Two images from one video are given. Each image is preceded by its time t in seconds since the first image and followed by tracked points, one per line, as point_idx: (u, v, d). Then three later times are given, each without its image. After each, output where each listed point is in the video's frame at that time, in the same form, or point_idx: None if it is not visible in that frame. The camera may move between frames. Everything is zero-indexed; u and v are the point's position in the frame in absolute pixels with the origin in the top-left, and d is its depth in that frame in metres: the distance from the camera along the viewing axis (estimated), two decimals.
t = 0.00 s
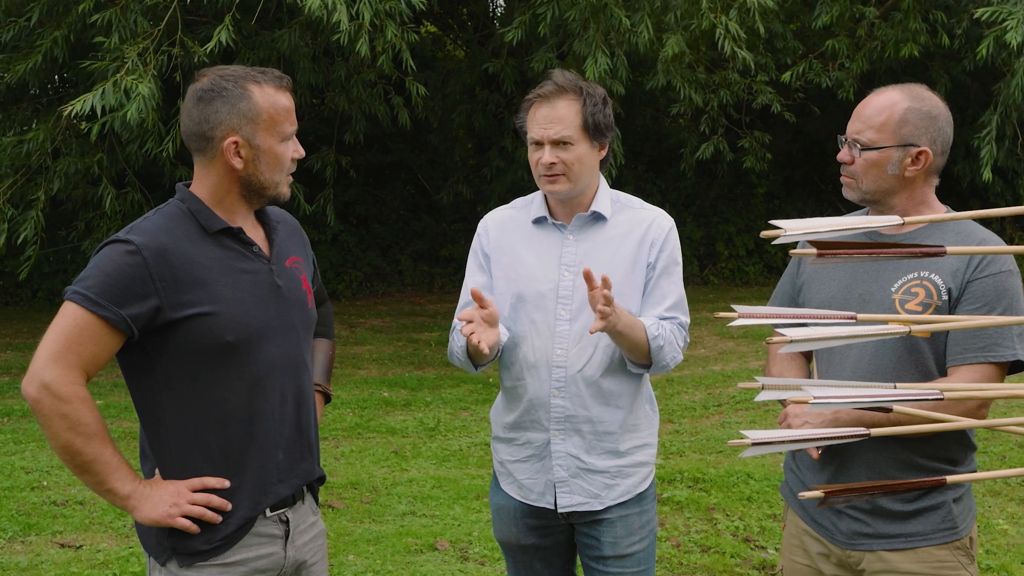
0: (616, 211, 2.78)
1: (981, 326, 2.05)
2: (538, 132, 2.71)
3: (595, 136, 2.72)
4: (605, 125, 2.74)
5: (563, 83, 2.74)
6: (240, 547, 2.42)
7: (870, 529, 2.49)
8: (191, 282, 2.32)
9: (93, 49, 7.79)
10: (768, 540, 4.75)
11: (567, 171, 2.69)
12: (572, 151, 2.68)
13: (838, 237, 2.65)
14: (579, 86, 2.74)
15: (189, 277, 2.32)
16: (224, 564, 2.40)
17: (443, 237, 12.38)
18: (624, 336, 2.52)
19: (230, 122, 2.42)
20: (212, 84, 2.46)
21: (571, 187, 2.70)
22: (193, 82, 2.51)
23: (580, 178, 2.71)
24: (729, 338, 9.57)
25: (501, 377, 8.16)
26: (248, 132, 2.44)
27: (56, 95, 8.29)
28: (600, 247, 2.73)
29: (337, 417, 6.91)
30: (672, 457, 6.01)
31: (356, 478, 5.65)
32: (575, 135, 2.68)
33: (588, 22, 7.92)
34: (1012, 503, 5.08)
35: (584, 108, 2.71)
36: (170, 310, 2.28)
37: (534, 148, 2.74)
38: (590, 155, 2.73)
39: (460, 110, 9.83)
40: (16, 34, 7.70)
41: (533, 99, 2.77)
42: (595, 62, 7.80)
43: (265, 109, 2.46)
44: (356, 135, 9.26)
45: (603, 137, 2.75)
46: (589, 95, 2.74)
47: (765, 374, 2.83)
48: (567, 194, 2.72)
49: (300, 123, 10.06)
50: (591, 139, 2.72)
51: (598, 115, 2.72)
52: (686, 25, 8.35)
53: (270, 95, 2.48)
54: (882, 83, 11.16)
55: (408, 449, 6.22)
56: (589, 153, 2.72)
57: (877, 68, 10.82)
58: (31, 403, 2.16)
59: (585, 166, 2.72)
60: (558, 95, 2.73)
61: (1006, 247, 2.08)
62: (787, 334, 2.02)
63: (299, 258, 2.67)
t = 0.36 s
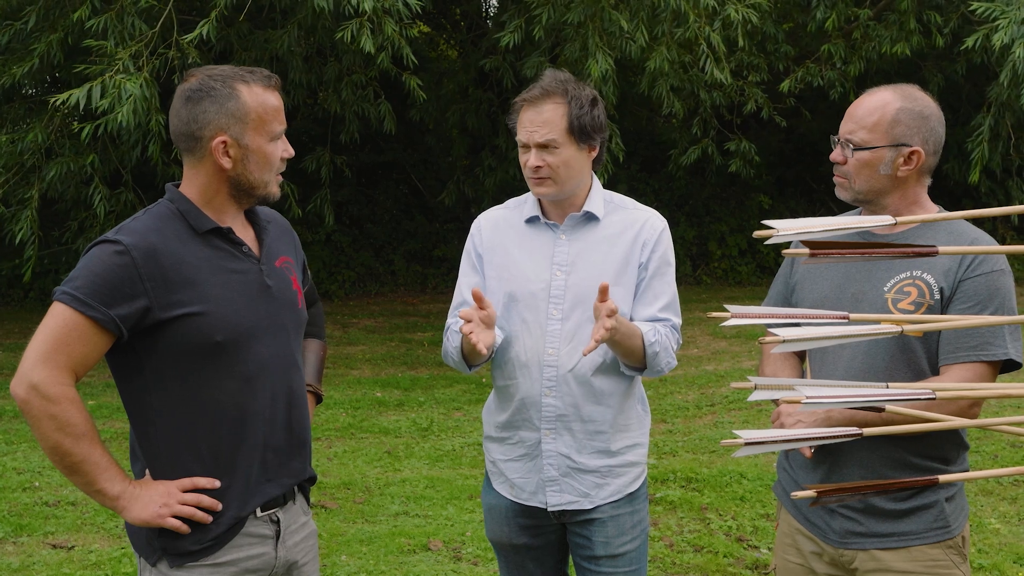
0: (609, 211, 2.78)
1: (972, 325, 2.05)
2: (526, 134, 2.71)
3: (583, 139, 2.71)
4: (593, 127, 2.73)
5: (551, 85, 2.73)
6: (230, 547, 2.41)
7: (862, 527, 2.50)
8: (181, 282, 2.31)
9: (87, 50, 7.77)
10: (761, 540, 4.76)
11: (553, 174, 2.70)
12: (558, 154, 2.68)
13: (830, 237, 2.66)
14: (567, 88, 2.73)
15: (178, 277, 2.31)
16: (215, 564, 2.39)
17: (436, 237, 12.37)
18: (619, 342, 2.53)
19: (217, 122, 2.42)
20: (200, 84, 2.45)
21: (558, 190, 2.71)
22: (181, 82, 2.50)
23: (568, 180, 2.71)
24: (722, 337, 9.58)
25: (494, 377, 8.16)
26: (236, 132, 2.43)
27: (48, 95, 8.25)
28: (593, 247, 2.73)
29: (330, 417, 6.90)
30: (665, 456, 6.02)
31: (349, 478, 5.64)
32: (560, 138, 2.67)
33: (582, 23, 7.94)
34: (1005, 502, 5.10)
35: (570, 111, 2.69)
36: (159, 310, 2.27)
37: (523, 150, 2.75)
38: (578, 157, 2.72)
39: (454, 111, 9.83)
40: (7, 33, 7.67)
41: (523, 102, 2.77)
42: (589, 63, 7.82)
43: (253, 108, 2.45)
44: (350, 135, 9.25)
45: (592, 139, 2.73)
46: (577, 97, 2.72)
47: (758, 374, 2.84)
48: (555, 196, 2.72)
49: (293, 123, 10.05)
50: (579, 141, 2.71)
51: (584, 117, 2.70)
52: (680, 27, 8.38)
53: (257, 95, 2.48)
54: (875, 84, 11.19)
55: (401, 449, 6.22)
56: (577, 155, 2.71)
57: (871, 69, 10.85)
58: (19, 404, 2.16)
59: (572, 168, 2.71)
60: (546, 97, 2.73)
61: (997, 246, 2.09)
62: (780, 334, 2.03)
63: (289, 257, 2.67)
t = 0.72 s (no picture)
0: (604, 212, 2.78)
1: (965, 325, 2.06)
2: (521, 133, 2.71)
3: (578, 138, 2.71)
4: (589, 127, 2.72)
5: (547, 85, 2.73)
6: (222, 546, 2.40)
7: (857, 526, 2.51)
8: (171, 282, 2.30)
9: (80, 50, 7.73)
10: (754, 539, 4.77)
11: (549, 173, 2.70)
12: (553, 153, 2.68)
13: (826, 237, 2.66)
14: (563, 88, 2.73)
15: (169, 277, 2.30)
16: (206, 564, 2.38)
17: (430, 237, 12.35)
18: (611, 343, 2.52)
19: (208, 122, 2.41)
20: (190, 83, 2.44)
21: (554, 189, 2.71)
22: (171, 82, 2.49)
23: (563, 180, 2.71)
24: (716, 338, 9.59)
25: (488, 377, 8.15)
26: (227, 132, 2.42)
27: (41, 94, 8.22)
28: (587, 247, 2.73)
29: (323, 417, 6.89)
30: (658, 456, 6.02)
31: (343, 478, 5.64)
32: (556, 137, 2.67)
33: (576, 24, 7.95)
34: (997, 502, 5.12)
35: (567, 110, 2.69)
36: (149, 310, 2.26)
37: (518, 149, 2.75)
38: (574, 156, 2.72)
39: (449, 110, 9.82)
40: None
41: (518, 101, 2.77)
42: (584, 64, 7.83)
43: (243, 108, 2.44)
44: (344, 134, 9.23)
45: (587, 139, 2.73)
46: (573, 97, 2.72)
47: (754, 373, 2.84)
48: (550, 196, 2.72)
49: (287, 123, 10.03)
50: (574, 141, 2.70)
51: (580, 117, 2.70)
52: (672, 28, 8.40)
53: (248, 94, 2.47)
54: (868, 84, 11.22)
55: (394, 449, 6.21)
56: (572, 154, 2.71)
57: (864, 69, 10.89)
58: (9, 404, 2.15)
59: (568, 167, 2.71)
60: (542, 97, 2.72)
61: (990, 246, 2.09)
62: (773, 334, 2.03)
63: (281, 257, 2.66)
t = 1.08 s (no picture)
0: (598, 212, 2.78)
1: (959, 325, 2.07)
2: (517, 135, 2.70)
3: (573, 139, 2.70)
4: (584, 127, 2.72)
5: (543, 85, 2.73)
6: (214, 547, 2.40)
7: (853, 525, 2.51)
8: (164, 282, 2.29)
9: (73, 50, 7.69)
10: (748, 539, 4.77)
11: (545, 173, 2.69)
12: (549, 153, 2.68)
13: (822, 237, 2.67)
14: (558, 88, 2.73)
15: (161, 278, 2.29)
16: (199, 565, 2.37)
17: (423, 237, 12.34)
18: (604, 342, 2.52)
19: (200, 122, 2.40)
20: (183, 84, 2.44)
21: (550, 190, 2.71)
22: (163, 82, 2.48)
23: (559, 180, 2.71)
24: (709, 338, 9.61)
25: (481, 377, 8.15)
26: (219, 132, 2.41)
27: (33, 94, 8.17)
28: (582, 247, 2.73)
29: (317, 417, 6.88)
30: (652, 456, 6.03)
31: (336, 478, 5.63)
32: (551, 137, 2.67)
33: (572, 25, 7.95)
34: (990, 501, 5.14)
35: (562, 111, 2.69)
36: (142, 311, 2.25)
37: (514, 150, 2.74)
38: (569, 156, 2.72)
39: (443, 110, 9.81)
40: None
41: (513, 101, 2.77)
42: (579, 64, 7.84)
43: (236, 108, 2.44)
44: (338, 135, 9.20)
45: (582, 139, 2.73)
46: (568, 97, 2.72)
47: (750, 373, 2.84)
48: (546, 196, 2.72)
49: (280, 123, 10.01)
50: (570, 141, 2.70)
51: (576, 117, 2.70)
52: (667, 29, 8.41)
53: (240, 95, 2.46)
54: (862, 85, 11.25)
55: (387, 449, 6.20)
56: (568, 155, 2.71)
57: (857, 70, 10.92)
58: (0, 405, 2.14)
59: (563, 168, 2.71)
60: (537, 97, 2.72)
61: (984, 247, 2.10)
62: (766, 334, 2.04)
63: (273, 258, 2.65)
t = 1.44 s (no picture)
0: (591, 211, 2.78)
1: (953, 324, 2.08)
2: (511, 134, 2.70)
3: (568, 138, 2.71)
4: (578, 127, 2.72)
5: (537, 84, 2.73)
6: (211, 547, 2.39)
7: (850, 525, 2.51)
8: (160, 283, 2.28)
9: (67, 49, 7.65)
10: (742, 539, 4.78)
11: (538, 174, 2.69)
12: (542, 153, 2.68)
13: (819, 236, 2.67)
14: (553, 87, 2.73)
15: (158, 278, 2.28)
16: (195, 565, 2.37)
17: (417, 237, 12.32)
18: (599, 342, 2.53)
19: (198, 122, 2.39)
20: (179, 84, 2.43)
21: (543, 189, 2.70)
22: (161, 82, 2.47)
23: (553, 179, 2.71)
24: (702, 338, 9.62)
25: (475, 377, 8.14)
26: (216, 132, 2.40)
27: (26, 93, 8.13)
28: (575, 246, 2.73)
29: (311, 418, 6.87)
30: (646, 456, 6.03)
31: (330, 479, 5.61)
32: (546, 136, 2.67)
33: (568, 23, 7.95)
34: (983, 500, 5.16)
35: (557, 110, 2.69)
36: (138, 311, 2.24)
37: (507, 150, 2.74)
38: (563, 156, 2.72)
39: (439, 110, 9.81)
40: None
41: (506, 100, 2.76)
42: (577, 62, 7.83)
43: (234, 108, 2.43)
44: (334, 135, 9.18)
45: (577, 138, 2.73)
46: (563, 96, 2.72)
47: (746, 372, 2.84)
48: (539, 196, 2.72)
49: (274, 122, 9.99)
50: (564, 141, 2.70)
51: (570, 116, 2.70)
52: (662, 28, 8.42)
53: (238, 95, 2.45)
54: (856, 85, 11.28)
55: (381, 449, 6.20)
56: (562, 154, 2.71)
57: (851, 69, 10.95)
58: None
59: (557, 168, 2.71)
60: (532, 96, 2.72)
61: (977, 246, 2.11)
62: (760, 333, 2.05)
63: (270, 258, 2.64)
